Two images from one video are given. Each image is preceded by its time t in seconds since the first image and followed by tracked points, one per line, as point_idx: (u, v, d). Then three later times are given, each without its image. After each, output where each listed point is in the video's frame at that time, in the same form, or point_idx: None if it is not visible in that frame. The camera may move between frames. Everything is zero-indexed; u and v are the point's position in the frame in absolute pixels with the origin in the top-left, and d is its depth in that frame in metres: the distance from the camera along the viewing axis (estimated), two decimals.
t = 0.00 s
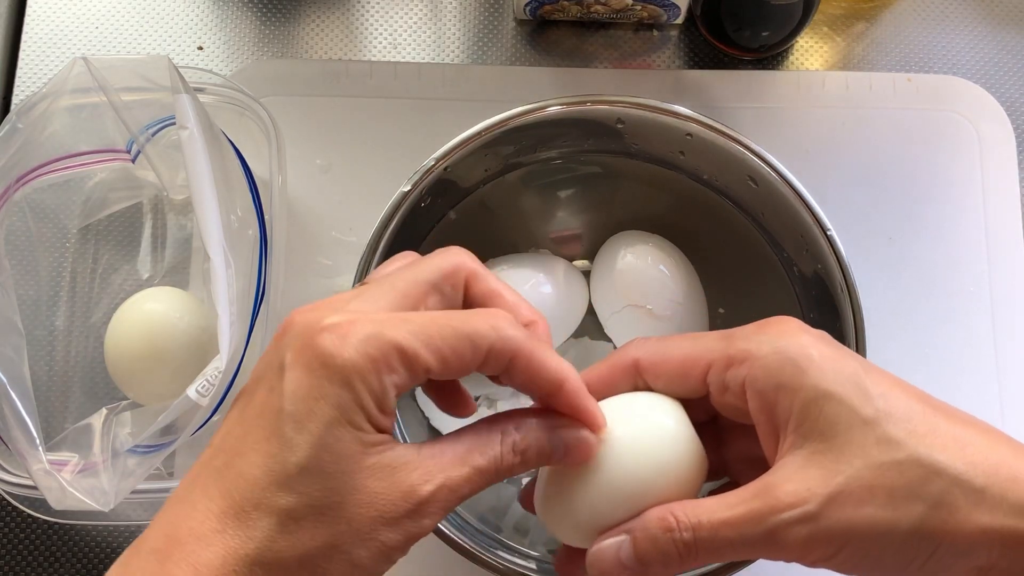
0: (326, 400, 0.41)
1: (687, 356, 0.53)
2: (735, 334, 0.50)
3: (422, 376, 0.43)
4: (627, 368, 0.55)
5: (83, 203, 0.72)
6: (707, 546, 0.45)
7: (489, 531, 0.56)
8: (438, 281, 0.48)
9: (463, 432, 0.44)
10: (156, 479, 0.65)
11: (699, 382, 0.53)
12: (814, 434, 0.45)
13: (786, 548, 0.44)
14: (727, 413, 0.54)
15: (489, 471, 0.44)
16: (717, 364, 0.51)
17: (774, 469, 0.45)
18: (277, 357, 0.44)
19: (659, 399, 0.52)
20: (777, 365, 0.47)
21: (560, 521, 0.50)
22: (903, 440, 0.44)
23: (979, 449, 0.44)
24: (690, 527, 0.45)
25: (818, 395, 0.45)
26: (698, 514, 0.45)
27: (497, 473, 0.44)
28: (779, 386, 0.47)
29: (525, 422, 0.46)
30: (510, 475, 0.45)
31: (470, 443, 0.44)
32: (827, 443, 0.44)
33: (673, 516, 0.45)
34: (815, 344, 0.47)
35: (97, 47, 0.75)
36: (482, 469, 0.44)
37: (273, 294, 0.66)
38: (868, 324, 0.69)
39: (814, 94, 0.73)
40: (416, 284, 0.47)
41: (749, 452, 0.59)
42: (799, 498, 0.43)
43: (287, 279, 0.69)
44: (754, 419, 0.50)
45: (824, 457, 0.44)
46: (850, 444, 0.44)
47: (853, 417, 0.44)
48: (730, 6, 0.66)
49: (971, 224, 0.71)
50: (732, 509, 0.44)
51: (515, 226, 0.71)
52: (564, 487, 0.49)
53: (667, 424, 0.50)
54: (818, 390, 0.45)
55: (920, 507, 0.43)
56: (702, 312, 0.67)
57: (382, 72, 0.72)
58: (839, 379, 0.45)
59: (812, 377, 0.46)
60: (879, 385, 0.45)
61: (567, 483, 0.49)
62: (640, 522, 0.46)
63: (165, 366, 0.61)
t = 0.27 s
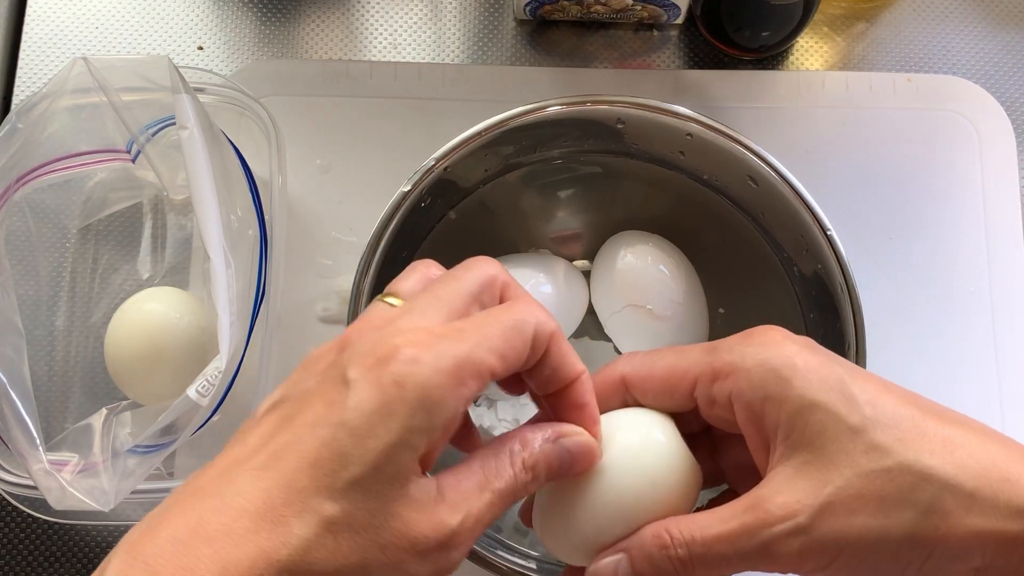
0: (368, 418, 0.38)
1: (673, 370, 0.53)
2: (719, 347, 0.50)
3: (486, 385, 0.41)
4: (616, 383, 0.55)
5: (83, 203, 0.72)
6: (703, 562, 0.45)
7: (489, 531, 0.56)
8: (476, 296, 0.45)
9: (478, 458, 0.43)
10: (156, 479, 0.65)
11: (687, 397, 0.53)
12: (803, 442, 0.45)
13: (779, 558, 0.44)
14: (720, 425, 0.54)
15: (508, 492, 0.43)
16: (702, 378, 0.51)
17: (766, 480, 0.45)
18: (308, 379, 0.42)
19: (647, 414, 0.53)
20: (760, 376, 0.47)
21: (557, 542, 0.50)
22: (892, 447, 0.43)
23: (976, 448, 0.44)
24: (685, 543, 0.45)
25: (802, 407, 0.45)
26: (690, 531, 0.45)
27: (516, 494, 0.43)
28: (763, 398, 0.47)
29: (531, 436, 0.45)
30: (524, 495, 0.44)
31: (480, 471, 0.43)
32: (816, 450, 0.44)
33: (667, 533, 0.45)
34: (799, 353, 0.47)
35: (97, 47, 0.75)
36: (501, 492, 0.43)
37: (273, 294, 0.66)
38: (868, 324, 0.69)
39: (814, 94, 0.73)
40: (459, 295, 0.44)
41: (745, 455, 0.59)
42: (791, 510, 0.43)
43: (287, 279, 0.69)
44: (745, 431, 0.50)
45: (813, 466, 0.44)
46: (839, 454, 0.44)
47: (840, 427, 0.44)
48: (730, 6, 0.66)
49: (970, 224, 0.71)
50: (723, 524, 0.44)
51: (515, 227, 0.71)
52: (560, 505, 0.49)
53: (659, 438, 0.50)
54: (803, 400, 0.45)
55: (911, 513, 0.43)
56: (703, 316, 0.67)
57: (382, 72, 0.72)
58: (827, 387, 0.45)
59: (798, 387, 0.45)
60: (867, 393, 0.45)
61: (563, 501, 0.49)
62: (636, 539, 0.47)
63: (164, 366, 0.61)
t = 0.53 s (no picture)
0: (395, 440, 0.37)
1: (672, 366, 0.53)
2: (719, 341, 0.50)
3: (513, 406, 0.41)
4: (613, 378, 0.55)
5: (83, 203, 0.72)
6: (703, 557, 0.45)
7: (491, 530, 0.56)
8: (480, 301, 0.44)
9: (483, 468, 0.42)
10: (156, 479, 0.65)
11: (687, 391, 0.53)
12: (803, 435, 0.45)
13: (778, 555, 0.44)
14: (720, 420, 0.54)
15: (519, 501, 0.43)
16: (702, 372, 0.51)
17: (766, 475, 0.45)
18: (326, 407, 0.41)
19: (645, 407, 0.53)
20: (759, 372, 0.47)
21: (557, 536, 0.49)
22: (892, 440, 0.43)
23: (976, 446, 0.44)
24: (684, 536, 0.45)
25: (801, 402, 0.45)
26: (690, 524, 0.45)
27: (524, 502, 0.43)
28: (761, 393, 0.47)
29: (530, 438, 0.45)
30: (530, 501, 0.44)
31: (487, 484, 0.42)
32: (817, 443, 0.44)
33: (667, 526, 0.45)
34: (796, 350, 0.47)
35: (97, 47, 0.75)
36: (512, 504, 0.42)
37: (273, 294, 0.66)
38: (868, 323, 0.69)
39: (814, 94, 0.73)
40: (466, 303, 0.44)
41: (745, 452, 0.59)
42: (791, 505, 0.43)
43: (288, 279, 0.69)
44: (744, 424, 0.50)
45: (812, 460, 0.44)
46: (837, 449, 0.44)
47: (841, 421, 0.44)
48: (729, 6, 0.66)
49: (970, 224, 0.71)
50: (723, 518, 0.44)
51: (516, 227, 0.71)
52: (558, 497, 0.49)
53: (659, 432, 0.50)
54: (803, 395, 0.45)
55: (911, 508, 0.43)
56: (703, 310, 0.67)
57: (382, 72, 0.72)
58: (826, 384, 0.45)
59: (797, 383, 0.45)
60: (868, 387, 0.45)
61: (561, 494, 0.49)
62: (636, 533, 0.47)
63: (164, 366, 0.61)
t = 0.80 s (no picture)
0: (398, 441, 0.37)
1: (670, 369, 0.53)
2: (713, 347, 0.50)
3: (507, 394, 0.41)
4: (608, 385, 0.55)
5: (83, 203, 0.72)
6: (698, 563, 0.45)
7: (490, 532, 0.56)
8: (475, 294, 0.44)
9: (483, 459, 0.43)
10: (156, 479, 0.65)
11: (681, 398, 0.53)
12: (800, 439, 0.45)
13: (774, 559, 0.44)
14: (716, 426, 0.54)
15: (520, 490, 0.43)
16: (695, 379, 0.51)
17: (761, 482, 0.45)
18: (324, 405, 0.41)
19: (639, 413, 0.53)
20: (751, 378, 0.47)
21: (552, 545, 0.49)
22: (886, 446, 0.43)
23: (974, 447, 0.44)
24: (681, 544, 0.45)
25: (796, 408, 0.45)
26: (685, 532, 0.45)
27: (526, 491, 0.43)
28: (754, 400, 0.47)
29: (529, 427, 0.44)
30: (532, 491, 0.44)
31: (487, 474, 0.42)
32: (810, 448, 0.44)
33: (663, 535, 0.46)
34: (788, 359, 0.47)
35: (98, 47, 0.75)
36: (514, 493, 0.42)
37: (273, 295, 0.66)
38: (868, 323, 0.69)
39: (814, 94, 0.73)
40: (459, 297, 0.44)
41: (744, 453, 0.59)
42: (787, 511, 0.43)
43: (287, 279, 0.69)
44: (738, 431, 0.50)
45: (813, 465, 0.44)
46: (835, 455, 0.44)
47: (835, 426, 0.44)
48: (729, 7, 0.66)
49: (970, 224, 0.71)
50: (718, 525, 0.44)
51: (516, 227, 0.71)
52: (552, 500, 0.49)
53: (654, 439, 0.50)
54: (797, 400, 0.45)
55: (907, 512, 0.43)
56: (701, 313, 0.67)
57: (382, 72, 0.72)
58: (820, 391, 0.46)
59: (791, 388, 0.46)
60: (861, 392, 0.45)
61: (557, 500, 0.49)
62: (631, 542, 0.47)
63: (164, 366, 0.61)
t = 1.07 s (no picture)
0: (367, 406, 0.37)
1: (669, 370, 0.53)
2: (711, 348, 0.50)
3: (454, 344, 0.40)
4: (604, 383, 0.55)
5: (83, 203, 0.72)
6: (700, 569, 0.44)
7: (489, 532, 0.57)
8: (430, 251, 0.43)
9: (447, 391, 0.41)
10: (156, 479, 0.65)
11: (679, 399, 0.52)
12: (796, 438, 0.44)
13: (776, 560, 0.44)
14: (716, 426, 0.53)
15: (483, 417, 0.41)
16: (694, 380, 0.51)
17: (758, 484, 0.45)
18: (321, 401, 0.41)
19: (637, 417, 0.52)
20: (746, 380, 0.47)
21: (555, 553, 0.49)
22: (885, 448, 0.43)
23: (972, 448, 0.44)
24: (682, 551, 0.44)
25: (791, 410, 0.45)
26: (686, 537, 0.44)
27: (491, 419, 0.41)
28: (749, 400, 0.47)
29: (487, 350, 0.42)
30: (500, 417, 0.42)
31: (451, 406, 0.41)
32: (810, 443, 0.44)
33: (664, 542, 0.45)
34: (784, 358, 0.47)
35: (98, 47, 0.75)
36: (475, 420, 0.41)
37: (273, 295, 0.66)
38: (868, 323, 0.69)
39: (815, 93, 0.73)
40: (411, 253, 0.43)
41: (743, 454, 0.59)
42: (785, 514, 0.43)
43: (287, 279, 0.69)
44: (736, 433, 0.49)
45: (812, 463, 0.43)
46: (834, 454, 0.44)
47: (834, 428, 0.44)
48: (730, 6, 0.66)
49: (971, 224, 0.71)
50: (719, 528, 0.44)
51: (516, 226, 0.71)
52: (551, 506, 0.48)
53: (650, 443, 0.50)
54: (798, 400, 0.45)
55: (906, 513, 0.43)
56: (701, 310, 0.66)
57: (382, 72, 0.72)
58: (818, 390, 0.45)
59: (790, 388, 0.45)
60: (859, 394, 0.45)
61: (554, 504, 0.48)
62: (632, 550, 0.46)
63: (164, 366, 0.61)
